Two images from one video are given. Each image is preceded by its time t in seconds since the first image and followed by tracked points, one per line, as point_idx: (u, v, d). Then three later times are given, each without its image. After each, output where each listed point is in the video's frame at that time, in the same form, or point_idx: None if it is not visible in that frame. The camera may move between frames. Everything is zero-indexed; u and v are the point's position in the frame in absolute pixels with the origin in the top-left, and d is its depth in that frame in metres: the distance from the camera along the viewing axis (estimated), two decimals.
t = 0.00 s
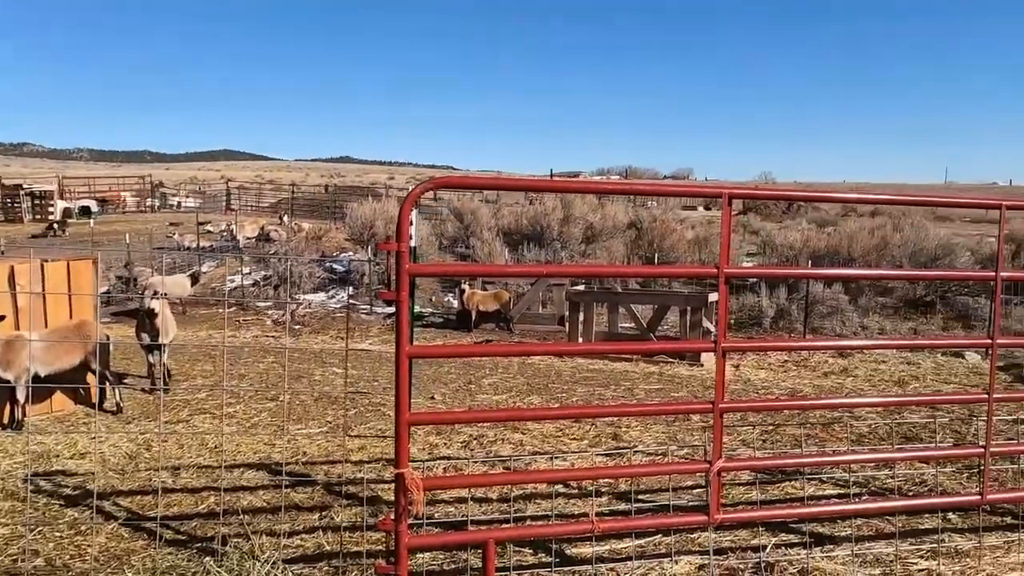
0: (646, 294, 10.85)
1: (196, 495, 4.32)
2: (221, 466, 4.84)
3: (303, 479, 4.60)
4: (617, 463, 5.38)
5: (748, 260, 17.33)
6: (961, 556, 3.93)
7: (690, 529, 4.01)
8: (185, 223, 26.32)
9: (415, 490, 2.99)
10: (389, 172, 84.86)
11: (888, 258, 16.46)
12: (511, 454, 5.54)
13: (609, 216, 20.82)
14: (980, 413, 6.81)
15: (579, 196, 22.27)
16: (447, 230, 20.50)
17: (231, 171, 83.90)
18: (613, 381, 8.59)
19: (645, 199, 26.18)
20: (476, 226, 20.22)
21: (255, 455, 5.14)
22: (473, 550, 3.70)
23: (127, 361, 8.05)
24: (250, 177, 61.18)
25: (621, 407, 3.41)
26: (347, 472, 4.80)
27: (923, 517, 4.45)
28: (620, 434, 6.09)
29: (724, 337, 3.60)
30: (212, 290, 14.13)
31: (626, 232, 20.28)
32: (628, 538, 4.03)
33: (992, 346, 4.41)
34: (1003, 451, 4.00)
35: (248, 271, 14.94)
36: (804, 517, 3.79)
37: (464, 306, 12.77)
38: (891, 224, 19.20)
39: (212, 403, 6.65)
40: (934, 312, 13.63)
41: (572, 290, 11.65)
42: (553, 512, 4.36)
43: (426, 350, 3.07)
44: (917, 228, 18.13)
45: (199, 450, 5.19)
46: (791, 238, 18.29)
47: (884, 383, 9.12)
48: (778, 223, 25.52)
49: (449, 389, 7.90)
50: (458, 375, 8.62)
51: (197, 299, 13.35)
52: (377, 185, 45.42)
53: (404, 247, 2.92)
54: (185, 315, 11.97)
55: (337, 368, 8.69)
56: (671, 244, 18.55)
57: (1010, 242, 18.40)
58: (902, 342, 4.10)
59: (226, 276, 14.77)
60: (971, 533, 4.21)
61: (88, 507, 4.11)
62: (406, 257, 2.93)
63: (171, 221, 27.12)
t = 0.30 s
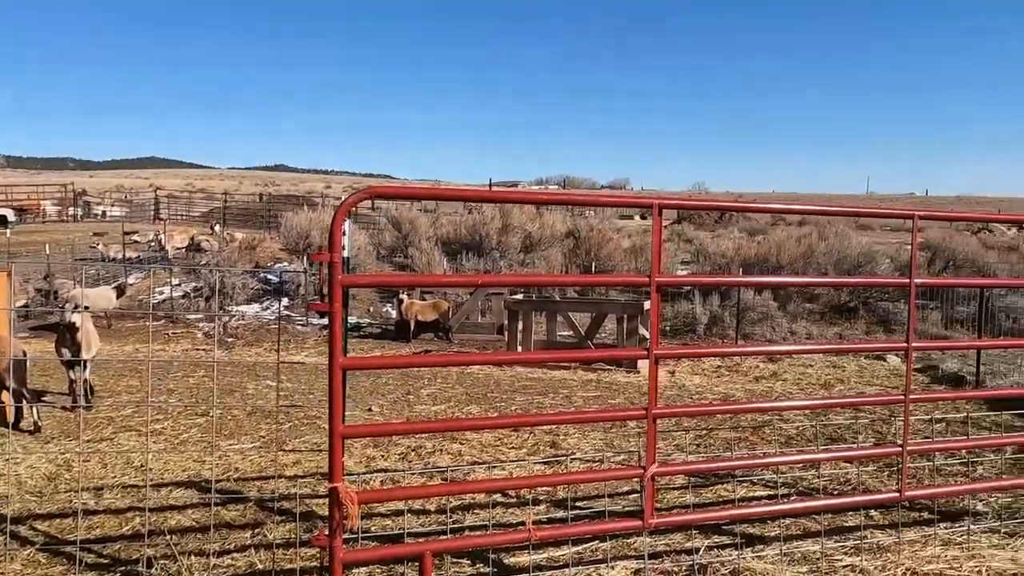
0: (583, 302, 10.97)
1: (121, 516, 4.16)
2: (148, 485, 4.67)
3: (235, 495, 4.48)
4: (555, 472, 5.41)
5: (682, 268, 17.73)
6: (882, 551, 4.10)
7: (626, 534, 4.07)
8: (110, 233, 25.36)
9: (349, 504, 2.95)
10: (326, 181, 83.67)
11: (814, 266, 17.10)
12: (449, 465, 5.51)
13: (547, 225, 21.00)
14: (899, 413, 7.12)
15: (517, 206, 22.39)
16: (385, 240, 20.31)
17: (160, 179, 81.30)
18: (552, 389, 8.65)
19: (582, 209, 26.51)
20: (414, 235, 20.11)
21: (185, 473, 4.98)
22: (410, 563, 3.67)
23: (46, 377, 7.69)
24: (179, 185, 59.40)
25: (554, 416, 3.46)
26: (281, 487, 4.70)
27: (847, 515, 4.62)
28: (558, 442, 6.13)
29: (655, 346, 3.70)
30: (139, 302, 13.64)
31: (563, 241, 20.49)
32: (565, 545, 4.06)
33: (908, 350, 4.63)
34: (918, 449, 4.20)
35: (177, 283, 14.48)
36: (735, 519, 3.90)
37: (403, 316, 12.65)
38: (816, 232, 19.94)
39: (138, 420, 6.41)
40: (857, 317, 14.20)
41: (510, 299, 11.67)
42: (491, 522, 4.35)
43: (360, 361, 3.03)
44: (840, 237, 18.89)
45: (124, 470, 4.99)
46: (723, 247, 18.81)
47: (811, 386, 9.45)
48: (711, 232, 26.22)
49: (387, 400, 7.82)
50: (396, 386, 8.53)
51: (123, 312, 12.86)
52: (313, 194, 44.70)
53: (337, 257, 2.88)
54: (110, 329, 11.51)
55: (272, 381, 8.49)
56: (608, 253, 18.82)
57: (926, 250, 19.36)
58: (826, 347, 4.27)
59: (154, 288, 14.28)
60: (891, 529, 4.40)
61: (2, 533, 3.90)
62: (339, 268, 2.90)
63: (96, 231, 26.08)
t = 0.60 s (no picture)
0: (520, 313, 11.00)
1: (32, 545, 3.96)
2: (63, 512, 4.46)
3: (157, 520, 4.32)
4: (490, 485, 5.41)
5: (618, 279, 18.00)
6: (805, 553, 4.24)
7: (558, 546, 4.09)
8: (28, 246, 24.19)
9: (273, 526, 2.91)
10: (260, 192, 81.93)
11: (744, 275, 17.59)
12: (382, 481, 5.44)
13: (485, 237, 21.04)
14: (823, 419, 7.37)
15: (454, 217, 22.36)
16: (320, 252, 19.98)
17: (84, 188, 78.17)
18: (488, 401, 8.64)
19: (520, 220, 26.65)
20: (350, 247, 19.85)
21: (103, 498, 4.78)
22: None
23: None
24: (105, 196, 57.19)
25: (478, 430, 3.54)
26: (207, 509, 4.55)
27: (772, 519, 4.76)
28: (493, 455, 6.12)
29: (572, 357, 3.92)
30: (59, 318, 13.04)
31: (501, 253, 20.55)
32: (497, 559, 4.06)
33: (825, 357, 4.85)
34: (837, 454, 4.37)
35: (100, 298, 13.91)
36: (664, 527, 3.99)
37: (338, 330, 12.42)
38: (746, 243, 20.55)
39: (55, 443, 6.12)
40: (785, 325, 14.67)
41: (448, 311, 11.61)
42: (424, 538, 4.32)
43: (283, 379, 2.98)
44: (768, 247, 19.50)
45: (37, 497, 4.75)
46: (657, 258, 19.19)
47: (741, 393, 9.70)
48: (647, 242, 26.74)
49: (320, 416, 7.67)
50: (330, 401, 8.37)
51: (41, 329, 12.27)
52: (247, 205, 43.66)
53: (258, 274, 2.83)
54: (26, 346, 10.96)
55: (200, 399, 8.23)
56: (545, 264, 18.97)
57: (848, 259, 20.17)
58: (748, 357, 4.44)
59: (75, 303, 13.68)
60: (814, 532, 4.55)
61: None
62: (261, 285, 2.84)
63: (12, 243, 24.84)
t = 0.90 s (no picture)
0: (462, 325, 10.92)
1: None
2: None
3: (76, 545, 4.16)
4: (427, 499, 5.37)
5: (561, 289, 18.15)
6: (736, 558, 4.34)
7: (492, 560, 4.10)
8: None
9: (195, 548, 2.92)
10: (198, 202, 79.87)
11: (683, 285, 17.95)
12: (317, 498, 5.34)
13: (428, 249, 20.97)
14: (756, 426, 7.56)
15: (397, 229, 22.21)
16: (258, 263, 19.57)
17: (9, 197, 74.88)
18: (429, 413, 8.59)
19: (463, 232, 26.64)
20: (289, 259, 19.50)
21: (19, 523, 4.56)
22: None
23: None
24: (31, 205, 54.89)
25: (416, 445, 3.51)
26: (131, 532, 4.40)
27: (704, 526, 4.86)
28: (431, 469, 6.09)
29: (506, 370, 3.98)
30: None
31: (444, 264, 20.49)
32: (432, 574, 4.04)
33: (753, 366, 5.01)
34: (764, 460, 4.50)
35: (23, 312, 13.31)
36: (599, 536, 4.03)
37: (276, 343, 12.10)
38: (684, 254, 20.98)
39: None
40: (722, 334, 15.02)
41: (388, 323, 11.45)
42: (358, 555, 4.27)
43: (206, 396, 2.94)
44: (706, 258, 19.95)
45: None
46: (598, 269, 19.42)
47: (679, 401, 9.88)
48: (589, 254, 27.05)
49: (254, 433, 7.49)
50: (265, 417, 8.19)
51: None
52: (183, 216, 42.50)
53: (180, 289, 2.78)
54: None
55: (128, 417, 7.95)
56: (488, 275, 19.01)
57: (782, 270, 20.79)
58: (679, 367, 4.55)
59: None
60: (744, 537, 4.66)
61: None
62: (182, 300, 2.79)
63: None
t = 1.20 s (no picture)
0: (410, 335, 10.78)
1: None
2: None
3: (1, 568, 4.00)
4: (372, 512, 5.31)
5: (510, 298, 18.20)
6: (676, 563, 4.42)
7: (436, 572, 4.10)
8: None
9: (124, 568, 2.88)
10: (138, 209, 77.64)
11: (630, 293, 18.20)
12: (258, 513, 5.25)
13: (377, 259, 20.82)
14: (699, 432, 7.71)
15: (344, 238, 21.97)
16: (201, 272, 19.12)
17: None
18: (375, 425, 8.51)
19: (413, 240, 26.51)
20: (234, 268, 19.11)
21: None
22: None
23: None
24: None
25: (358, 457, 3.48)
26: (60, 554, 4.25)
27: (647, 532, 4.93)
28: (376, 481, 6.03)
29: (448, 381, 3.97)
30: None
31: (393, 272, 20.36)
32: None
33: (693, 374, 5.11)
34: (704, 466, 4.59)
35: None
36: (542, 545, 4.05)
37: (219, 354, 11.73)
38: (632, 262, 21.28)
39: None
40: (669, 341, 15.27)
41: (335, 333, 11.21)
42: (299, 571, 4.21)
43: (136, 413, 2.90)
44: (653, 267, 20.27)
45: None
46: (547, 278, 19.56)
47: (626, 409, 10.00)
48: (539, 262, 27.23)
49: (194, 447, 7.31)
50: (206, 431, 7.99)
51: None
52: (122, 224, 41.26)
53: (108, 303, 2.73)
54: None
55: (60, 433, 7.67)
56: (437, 284, 18.95)
57: (726, 278, 21.26)
58: (621, 376, 4.60)
59: None
60: (685, 542, 4.74)
61: None
62: (110, 315, 2.75)
63: None
